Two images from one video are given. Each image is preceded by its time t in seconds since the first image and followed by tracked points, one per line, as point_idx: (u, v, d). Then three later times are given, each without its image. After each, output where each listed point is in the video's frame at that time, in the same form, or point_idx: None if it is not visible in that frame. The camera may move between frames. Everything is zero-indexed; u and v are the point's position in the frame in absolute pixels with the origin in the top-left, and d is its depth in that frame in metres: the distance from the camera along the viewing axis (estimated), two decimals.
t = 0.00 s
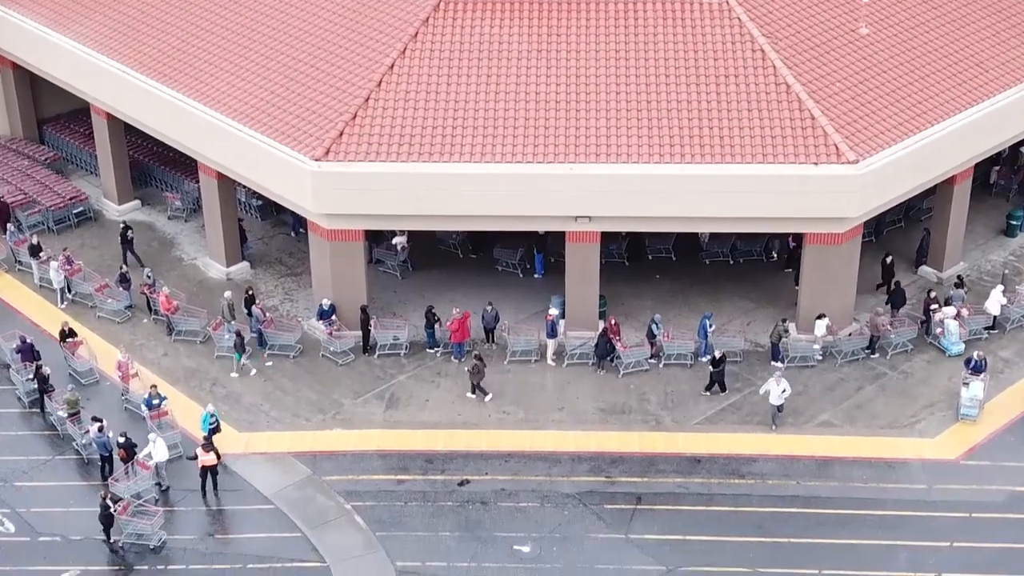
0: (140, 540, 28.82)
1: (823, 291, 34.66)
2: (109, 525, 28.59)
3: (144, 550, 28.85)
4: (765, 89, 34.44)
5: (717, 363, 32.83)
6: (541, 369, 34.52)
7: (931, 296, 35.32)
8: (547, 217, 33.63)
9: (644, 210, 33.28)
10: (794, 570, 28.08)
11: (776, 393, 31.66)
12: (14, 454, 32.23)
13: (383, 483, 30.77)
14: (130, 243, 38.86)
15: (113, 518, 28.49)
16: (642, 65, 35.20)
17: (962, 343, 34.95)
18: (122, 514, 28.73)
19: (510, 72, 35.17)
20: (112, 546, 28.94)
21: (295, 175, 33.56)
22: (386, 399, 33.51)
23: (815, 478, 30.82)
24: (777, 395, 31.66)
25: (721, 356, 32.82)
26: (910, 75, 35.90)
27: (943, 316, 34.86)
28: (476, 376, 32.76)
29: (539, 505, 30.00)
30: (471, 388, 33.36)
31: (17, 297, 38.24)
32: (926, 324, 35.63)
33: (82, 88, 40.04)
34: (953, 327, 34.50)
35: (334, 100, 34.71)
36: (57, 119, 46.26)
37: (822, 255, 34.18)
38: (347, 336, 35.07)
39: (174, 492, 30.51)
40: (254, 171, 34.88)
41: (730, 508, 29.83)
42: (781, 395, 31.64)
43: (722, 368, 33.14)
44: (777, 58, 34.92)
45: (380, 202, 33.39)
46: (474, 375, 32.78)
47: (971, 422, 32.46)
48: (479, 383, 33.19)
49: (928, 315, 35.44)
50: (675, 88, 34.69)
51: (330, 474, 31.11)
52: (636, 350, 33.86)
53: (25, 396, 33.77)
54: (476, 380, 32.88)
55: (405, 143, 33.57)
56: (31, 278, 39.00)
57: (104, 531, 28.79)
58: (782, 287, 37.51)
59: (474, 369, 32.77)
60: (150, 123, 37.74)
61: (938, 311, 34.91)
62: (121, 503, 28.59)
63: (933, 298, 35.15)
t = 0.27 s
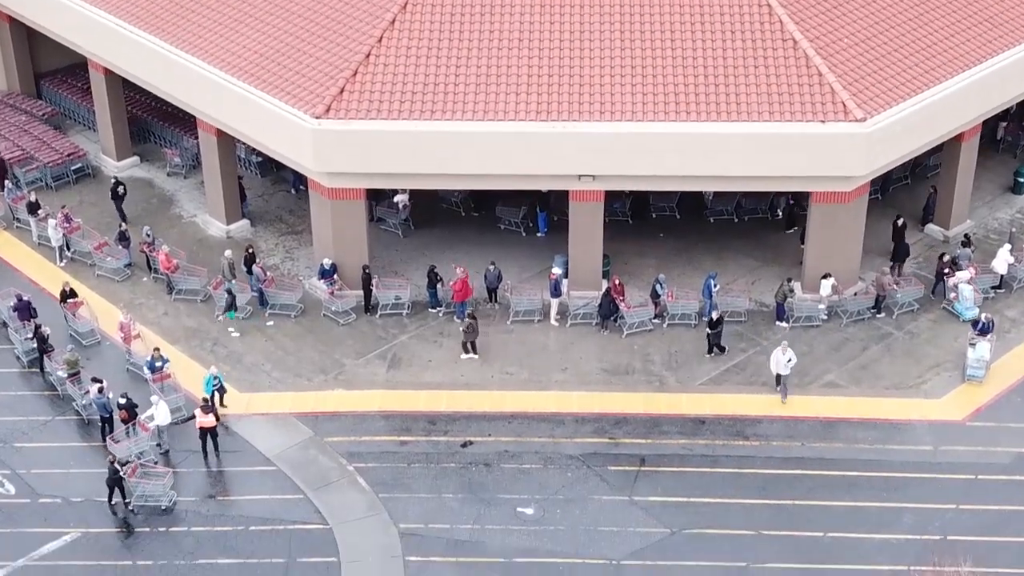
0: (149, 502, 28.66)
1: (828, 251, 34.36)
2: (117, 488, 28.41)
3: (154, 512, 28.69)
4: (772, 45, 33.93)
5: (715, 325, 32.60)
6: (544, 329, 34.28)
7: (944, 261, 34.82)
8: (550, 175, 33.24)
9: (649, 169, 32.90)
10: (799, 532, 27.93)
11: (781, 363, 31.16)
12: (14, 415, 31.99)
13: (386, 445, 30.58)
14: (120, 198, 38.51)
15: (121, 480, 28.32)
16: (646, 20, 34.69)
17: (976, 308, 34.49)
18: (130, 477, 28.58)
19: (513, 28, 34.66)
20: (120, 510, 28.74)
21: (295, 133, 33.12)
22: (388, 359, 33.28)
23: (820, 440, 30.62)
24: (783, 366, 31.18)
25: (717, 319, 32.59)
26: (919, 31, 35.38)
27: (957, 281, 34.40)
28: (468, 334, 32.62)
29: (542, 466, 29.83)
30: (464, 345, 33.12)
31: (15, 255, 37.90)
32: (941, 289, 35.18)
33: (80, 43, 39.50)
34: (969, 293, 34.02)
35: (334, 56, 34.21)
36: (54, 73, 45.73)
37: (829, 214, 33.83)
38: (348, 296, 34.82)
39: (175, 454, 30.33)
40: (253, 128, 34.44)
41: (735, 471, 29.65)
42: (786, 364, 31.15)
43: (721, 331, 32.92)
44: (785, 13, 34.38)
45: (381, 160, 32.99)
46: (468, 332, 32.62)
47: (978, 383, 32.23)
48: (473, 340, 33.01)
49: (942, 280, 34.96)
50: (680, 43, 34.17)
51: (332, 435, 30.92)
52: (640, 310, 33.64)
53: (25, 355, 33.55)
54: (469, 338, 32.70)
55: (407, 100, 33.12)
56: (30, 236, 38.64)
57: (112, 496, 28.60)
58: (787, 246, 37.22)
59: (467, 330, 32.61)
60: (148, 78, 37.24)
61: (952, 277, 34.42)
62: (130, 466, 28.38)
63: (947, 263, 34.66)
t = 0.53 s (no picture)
0: (159, 494, 28.50)
1: (833, 239, 34.12)
2: (127, 480, 28.23)
3: (164, 503, 28.53)
4: (777, 31, 33.60)
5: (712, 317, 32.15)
6: (547, 318, 34.09)
7: (957, 256, 34.45)
8: (554, 163, 32.97)
9: (653, 157, 32.63)
10: (804, 525, 27.77)
11: (787, 365, 30.37)
12: (14, 406, 31.81)
13: (388, 436, 30.40)
14: (116, 184, 38.49)
15: (131, 472, 28.14)
16: (651, 6, 34.37)
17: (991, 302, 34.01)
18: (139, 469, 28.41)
19: (516, 14, 34.34)
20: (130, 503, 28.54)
21: (297, 121, 32.83)
22: (391, 349, 33.08)
23: (825, 431, 30.43)
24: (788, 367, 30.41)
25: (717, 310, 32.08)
26: (926, 17, 35.05)
27: (970, 276, 34.03)
28: (463, 324, 32.48)
29: (545, 458, 29.65)
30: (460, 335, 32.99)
31: (15, 243, 37.66)
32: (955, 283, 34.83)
33: (79, 28, 39.17)
34: (981, 287, 33.62)
35: (336, 42, 33.89)
36: (53, 58, 45.40)
37: (834, 202, 33.58)
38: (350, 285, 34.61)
39: (176, 445, 30.16)
40: (254, 115, 34.14)
41: (740, 463, 29.47)
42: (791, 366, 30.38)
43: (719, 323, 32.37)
44: None
45: (384, 148, 32.72)
46: (461, 322, 32.44)
47: (982, 374, 31.94)
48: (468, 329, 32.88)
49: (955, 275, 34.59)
50: (685, 29, 33.84)
51: (334, 426, 30.74)
52: (644, 300, 33.49)
53: (25, 345, 33.34)
54: (463, 327, 32.55)
55: (409, 88, 32.81)
56: (30, 223, 38.38)
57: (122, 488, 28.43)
58: (791, 234, 36.99)
59: (461, 318, 32.42)
60: (147, 64, 36.93)
61: (965, 271, 34.08)
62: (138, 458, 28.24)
63: (960, 258, 34.31)
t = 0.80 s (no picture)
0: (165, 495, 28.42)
1: (836, 241, 34.01)
2: (134, 484, 28.02)
3: (169, 505, 28.44)
4: (780, 32, 33.49)
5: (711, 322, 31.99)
6: (548, 321, 33.98)
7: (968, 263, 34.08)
8: (556, 165, 32.85)
9: (655, 158, 32.51)
10: (808, 528, 27.64)
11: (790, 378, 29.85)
12: (14, 408, 31.68)
13: (390, 438, 30.26)
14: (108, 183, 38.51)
15: (140, 476, 27.92)
16: (652, 7, 34.27)
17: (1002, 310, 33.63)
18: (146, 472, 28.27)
19: (517, 15, 34.23)
20: (135, 503, 28.40)
21: (297, 122, 32.70)
22: (392, 351, 32.95)
23: (828, 434, 30.31)
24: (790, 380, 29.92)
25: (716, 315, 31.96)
26: (929, 17, 34.92)
27: (982, 284, 33.66)
28: (453, 324, 32.35)
29: (548, 461, 29.52)
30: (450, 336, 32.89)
31: (15, 245, 37.53)
32: (966, 292, 34.43)
33: (79, 28, 39.05)
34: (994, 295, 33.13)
35: (337, 43, 33.77)
36: (53, 59, 45.27)
37: (837, 204, 33.46)
38: (351, 287, 34.51)
39: (177, 448, 30.01)
40: (254, 116, 34.01)
41: (742, 465, 29.34)
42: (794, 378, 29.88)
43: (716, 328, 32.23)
44: None
45: (385, 150, 32.60)
46: (452, 323, 32.33)
47: (985, 378, 31.78)
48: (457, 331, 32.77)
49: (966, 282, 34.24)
50: (686, 30, 33.73)
51: (335, 428, 30.60)
52: (646, 302, 33.38)
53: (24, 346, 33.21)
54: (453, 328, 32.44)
55: (410, 88, 32.68)
56: (30, 225, 38.24)
57: (128, 490, 28.23)
58: (793, 236, 36.88)
59: (451, 318, 32.32)
60: (147, 65, 36.80)
61: (977, 279, 33.71)
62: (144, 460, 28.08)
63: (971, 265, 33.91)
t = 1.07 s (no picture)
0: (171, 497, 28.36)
1: (838, 242, 33.95)
2: (142, 485, 27.96)
3: (174, 508, 28.35)
4: (782, 33, 33.42)
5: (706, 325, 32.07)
6: (550, 322, 33.92)
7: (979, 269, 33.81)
8: (558, 166, 32.79)
9: (657, 159, 32.45)
10: (810, 531, 27.56)
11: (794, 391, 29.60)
12: (15, 410, 31.60)
13: (391, 440, 30.19)
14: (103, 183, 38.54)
15: (147, 477, 27.86)
16: (654, 7, 34.20)
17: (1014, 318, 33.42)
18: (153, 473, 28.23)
19: (519, 16, 34.17)
20: (142, 507, 28.36)
21: (298, 123, 32.62)
22: (394, 353, 32.89)
23: (830, 435, 30.24)
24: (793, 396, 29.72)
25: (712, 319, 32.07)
26: (931, 18, 34.87)
27: (994, 290, 33.42)
28: (445, 325, 32.44)
29: (550, 463, 29.45)
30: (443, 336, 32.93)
31: (15, 245, 37.44)
32: (977, 299, 34.12)
33: (80, 29, 38.98)
34: (1006, 301, 32.96)
35: (338, 44, 33.70)
36: (53, 59, 45.22)
37: (839, 205, 33.38)
38: (352, 288, 34.44)
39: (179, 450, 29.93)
40: (256, 116, 33.93)
41: (745, 467, 29.27)
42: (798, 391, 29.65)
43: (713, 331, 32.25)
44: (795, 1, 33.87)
45: (386, 151, 32.53)
46: (443, 323, 32.41)
47: (987, 382, 31.60)
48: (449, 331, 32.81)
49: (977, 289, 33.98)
50: (687, 31, 33.67)
51: (337, 430, 30.53)
52: (647, 303, 33.29)
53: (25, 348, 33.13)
54: (444, 329, 32.52)
55: (412, 90, 32.61)
56: (31, 226, 38.17)
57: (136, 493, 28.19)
58: (795, 237, 36.81)
59: (443, 318, 32.41)
60: (148, 65, 36.72)
61: (988, 286, 33.42)
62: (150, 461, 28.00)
63: (982, 272, 33.66)
